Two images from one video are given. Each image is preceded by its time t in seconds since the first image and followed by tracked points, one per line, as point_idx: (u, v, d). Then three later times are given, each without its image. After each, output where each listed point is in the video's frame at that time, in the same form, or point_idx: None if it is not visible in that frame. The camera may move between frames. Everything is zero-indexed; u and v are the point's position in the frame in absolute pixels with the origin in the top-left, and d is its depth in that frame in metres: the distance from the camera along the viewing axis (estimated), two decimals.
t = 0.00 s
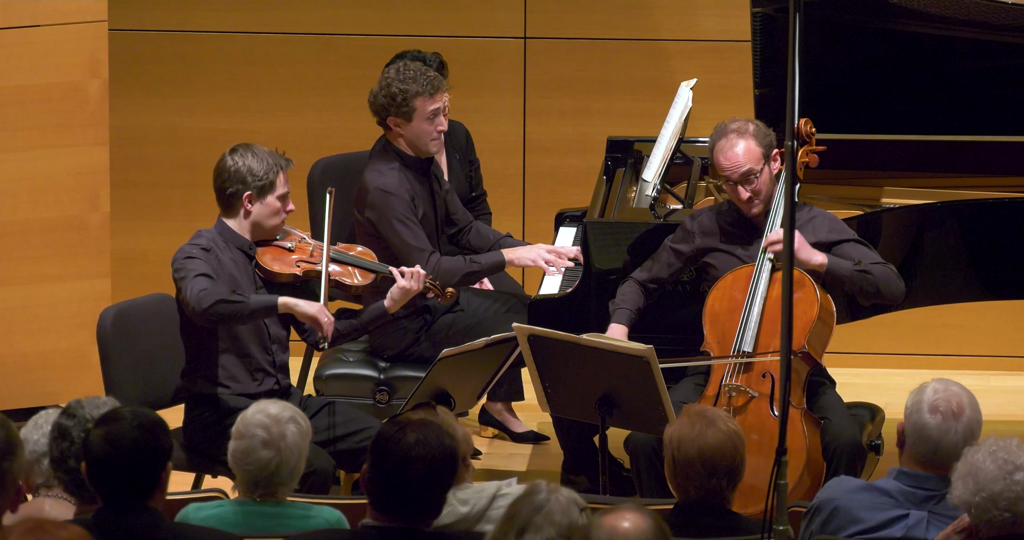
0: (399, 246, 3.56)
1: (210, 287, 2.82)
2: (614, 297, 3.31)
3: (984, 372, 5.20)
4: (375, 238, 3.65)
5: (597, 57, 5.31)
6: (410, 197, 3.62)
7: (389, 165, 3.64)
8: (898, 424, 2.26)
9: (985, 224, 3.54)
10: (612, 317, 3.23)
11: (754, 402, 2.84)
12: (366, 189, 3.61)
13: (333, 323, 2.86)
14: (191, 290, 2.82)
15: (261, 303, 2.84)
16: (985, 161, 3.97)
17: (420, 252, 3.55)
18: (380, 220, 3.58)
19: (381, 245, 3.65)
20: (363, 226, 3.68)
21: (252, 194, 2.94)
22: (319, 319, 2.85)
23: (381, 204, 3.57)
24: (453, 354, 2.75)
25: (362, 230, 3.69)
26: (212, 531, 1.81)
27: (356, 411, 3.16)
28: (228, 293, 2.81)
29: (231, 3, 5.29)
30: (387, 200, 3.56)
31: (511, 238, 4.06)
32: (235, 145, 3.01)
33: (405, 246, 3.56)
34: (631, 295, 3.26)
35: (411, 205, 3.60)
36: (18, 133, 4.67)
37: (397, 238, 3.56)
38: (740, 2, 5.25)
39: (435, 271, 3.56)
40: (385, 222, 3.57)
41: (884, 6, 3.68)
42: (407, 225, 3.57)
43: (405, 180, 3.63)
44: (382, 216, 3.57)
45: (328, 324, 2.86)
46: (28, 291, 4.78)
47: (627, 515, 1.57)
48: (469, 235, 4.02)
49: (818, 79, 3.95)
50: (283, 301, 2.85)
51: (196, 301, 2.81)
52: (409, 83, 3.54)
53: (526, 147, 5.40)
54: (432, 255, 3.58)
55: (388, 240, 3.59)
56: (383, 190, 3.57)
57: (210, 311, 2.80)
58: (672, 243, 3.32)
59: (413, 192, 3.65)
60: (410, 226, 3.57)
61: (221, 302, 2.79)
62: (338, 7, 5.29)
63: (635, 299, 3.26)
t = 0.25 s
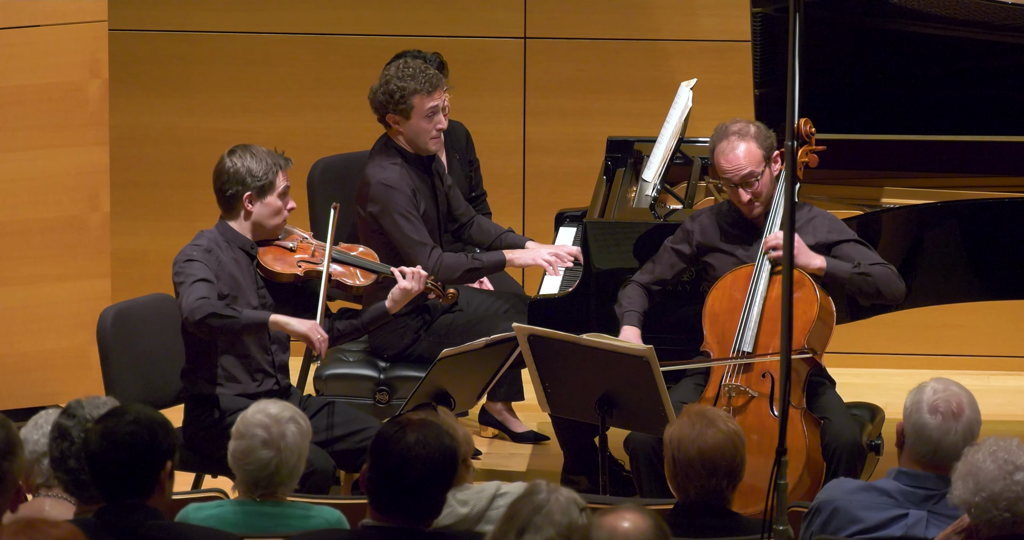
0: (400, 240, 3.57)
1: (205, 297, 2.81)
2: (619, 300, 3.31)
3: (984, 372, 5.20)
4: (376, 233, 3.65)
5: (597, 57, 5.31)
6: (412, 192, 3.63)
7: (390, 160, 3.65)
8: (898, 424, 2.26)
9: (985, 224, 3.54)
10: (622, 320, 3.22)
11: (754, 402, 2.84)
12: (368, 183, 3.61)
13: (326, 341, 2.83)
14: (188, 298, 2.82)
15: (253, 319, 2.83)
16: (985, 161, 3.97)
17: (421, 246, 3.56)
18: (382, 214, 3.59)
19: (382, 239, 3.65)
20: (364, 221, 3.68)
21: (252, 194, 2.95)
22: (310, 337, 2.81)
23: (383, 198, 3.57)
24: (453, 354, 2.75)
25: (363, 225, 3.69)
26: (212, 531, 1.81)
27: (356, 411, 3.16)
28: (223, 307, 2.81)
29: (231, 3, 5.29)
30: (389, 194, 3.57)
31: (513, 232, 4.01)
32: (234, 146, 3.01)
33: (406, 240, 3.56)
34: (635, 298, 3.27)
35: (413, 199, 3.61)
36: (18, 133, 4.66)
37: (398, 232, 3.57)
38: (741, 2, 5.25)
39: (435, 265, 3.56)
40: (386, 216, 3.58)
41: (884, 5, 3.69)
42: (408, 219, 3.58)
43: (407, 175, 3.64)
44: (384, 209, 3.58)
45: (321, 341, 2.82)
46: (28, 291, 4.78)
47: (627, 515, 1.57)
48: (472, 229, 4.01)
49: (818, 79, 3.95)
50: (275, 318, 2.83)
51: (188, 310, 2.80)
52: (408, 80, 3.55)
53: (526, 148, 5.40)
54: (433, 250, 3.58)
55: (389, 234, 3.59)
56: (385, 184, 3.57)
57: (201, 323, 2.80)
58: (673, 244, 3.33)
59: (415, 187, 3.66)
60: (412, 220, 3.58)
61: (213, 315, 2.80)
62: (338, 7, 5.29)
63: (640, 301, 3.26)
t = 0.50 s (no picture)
0: (403, 235, 3.57)
1: (202, 308, 2.81)
2: (625, 304, 3.30)
3: (984, 372, 5.20)
4: (379, 229, 3.65)
5: (597, 57, 5.31)
6: (415, 186, 3.63)
7: (394, 156, 3.65)
8: (899, 423, 2.26)
9: (985, 224, 3.54)
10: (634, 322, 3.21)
11: (754, 402, 2.84)
12: (371, 178, 3.61)
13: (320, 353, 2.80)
14: (187, 306, 2.83)
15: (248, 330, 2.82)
16: (985, 160, 3.97)
17: (424, 241, 3.56)
18: (384, 209, 3.58)
19: (384, 235, 3.65)
20: (366, 216, 3.67)
21: (254, 194, 2.96)
22: (303, 352, 2.78)
23: (386, 192, 3.57)
24: (453, 355, 2.75)
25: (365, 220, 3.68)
26: (211, 532, 1.81)
27: (356, 411, 3.16)
28: (220, 320, 2.81)
29: (231, 3, 5.29)
30: (392, 188, 3.57)
31: (515, 227, 4.00)
32: (235, 146, 3.01)
33: (408, 234, 3.56)
34: (642, 301, 3.26)
35: (415, 194, 3.61)
36: (18, 133, 4.66)
37: (401, 226, 3.57)
38: (741, 2, 5.25)
39: (438, 260, 3.57)
40: (389, 210, 3.58)
41: (884, 5, 3.69)
42: (411, 214, 3.57)
43: (409, 170, 3.64)
44: (387, 203, 3.57)
45: (315, 353, 2.80)
46: (28, 291, 4.77)
47: (627, 515, 1.56)
48: (475, 224, 4.01)
49: (818, 79, 3.95)
50: (267, 332, 2.82)
51: (185, 319, 2.81)
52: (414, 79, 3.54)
53: (526, 148, 5.40)
54: (436, 245, 3.58)
55: (392, 229, 3.58)
56: (389, 178, 3.57)
57: (198, 332, 2.80)
58: (676, 247, 3.32)
59: (417, 182, 3.66)
60: (415, 215, 3.58)
61: (210, 326, 2.80)
62: (338, 7, 5.29)
63: (648, 305, 3.25)
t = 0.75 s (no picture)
0: (407, 232, 3.56)
1: (206, 309, 2.82)
2: (629, 306, 3.29)
3: (984, 372, 5.20)
4: (382, 225, 3.65)
5: (597, 57, 5.31)
6: (419, 184, 3.63)
7: (398, 153, 3.65)
8: (899, 423, 2.26)
9: (986, 224, 3.54)
10: (639, 322, 3.19)
11: (754, 402, 2.84)
12: (375, 174, 3.61)
13: (321, 358, 2.79)
14: (192, 305, 2.83)
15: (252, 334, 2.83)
16: (985, 160, 3.97)
17: (427, 237, 3.56)
18: (388, 206, 3.59)
19: (388, 231, 3.65)
20: (369, 212, 3.67)
21: (255, 196, 2.96)
22: (304, 358, 2.78)
23: (390, 189, 3.57)
24: (453, 355, 2.75)
25: (368, 216, 3.68)
26: (211, 531, 1.81)
27: (356, 411, 3.16)
28: (225, 320, 2.82)
29: (231, 3, 5.29)
30: (396, 185, 3.57)
31: (518, 220, 3.99)
32: (234, 149, 3.02)
33: (412, 231, 3.56)
34: (646, 301, 3.25)
35: (419, 191, 3.61)
36: (18, 133, 4.65)
37: (404, 223, 3.56)
38: (740, 2, 5.25)
39: (441, 257, 3.56)
40: (393, 207, 3.58)
41: (884, 5, 3.70)
42: (415, 211, 3.57)
43: (413, 168, 3.65)
44: (390, 200, 3.58)
45: (315, 359, 2.79)
46: (28, 291, 4.76)
47: (627, 515, 1.57)
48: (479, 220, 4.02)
49: (818, 79, 3.95)
50: (270, 337, 2.82)
51: (189, 318, 2.82)
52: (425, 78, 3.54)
53: (527, 148, 5.40)
54: (439, 242, 3.57)
55: (395, 226, 3.58)
56: (393, 175, 3.58)
57: (201, 333, 2.81)
58: (676, 247, 3.32)
59: (420, 179, 3.67)
60: (418, 212, 3.58)
61: (213, 327, 2.80)
62: (338, 7, 5.29)
63: (651, 304, 3.25)
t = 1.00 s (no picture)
0: (414, 231, 3.56)
1: (208, 318, 2.81)
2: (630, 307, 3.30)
3: (984, 372, 5.20)
4: (388, 223, 3.64)
5: (597, 57, 5.31)
6: (427, 183, 3.63)
7: (405, 151, 3.64)
8: (900, 423, 2.26)
9: (986, 224, 3.54)
10: (635, 321, 3.21)
11: (754, 402, 2.84)
12: (383, 172, 3.59)
13: (331, 359, 2.80)
14: (194, 316, 2.83)
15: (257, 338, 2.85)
16: (985, 160, 3.97)
17: (435, 238, 3.57)
18: (397, 203, 3.57)
19: (393, 229, 3.64)
20: (374, 209, 3.65)
21: (255, 200, 2.95)
22: (313, 358, 2.79)
23: (399, 187, 3.56)
24: (453, 355, 2.75)
25: (373, 214, 3.66)
26: (212, 530, 1.81)
27: (356, 411, 3.16)
28: (228, 328, 2.82)
29: (231, 3, 5.29)
30: (405, 184, 3.56)
31: (520, 214, 4.03)
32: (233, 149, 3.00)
33: (422, 231, 3.56)
34: (647, 302, 3.27)
35: (427, 190, 3.61)
36: (18, 133, 4.64)
37: (416, 222, 3.56)
38: (740, 2, 5.25)
39: (447, 259, 3.58)
40: (401, 205, 3.57)
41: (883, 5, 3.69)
42: (424, 210, 3.58)
43: (422, 167, 3.65)
44: (399, 198, 3.56)
45: (326, 360, 2.80)
46: (28, 291, 4.75)
47: (626, 516, 1.56)
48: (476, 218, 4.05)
49: (818, 79, 3.95)
50: (277, 340, 2.83)
51: (192, 329, 2.81)
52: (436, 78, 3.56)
53: (527, 148, 5.40)
54: (446, 243, 3.59)
55: (403, 224, 3.58)
56: (404, 174, 3.56)
57: (205, 342, 2.81)
58: (677, 249, 3.34)
59: (428, 178, 3.66)
60: (428, 211, 3.59)
61: (216, 336, 2.81)
62: (338, 7, 5.29)
63: (652, 305, 3.26)
